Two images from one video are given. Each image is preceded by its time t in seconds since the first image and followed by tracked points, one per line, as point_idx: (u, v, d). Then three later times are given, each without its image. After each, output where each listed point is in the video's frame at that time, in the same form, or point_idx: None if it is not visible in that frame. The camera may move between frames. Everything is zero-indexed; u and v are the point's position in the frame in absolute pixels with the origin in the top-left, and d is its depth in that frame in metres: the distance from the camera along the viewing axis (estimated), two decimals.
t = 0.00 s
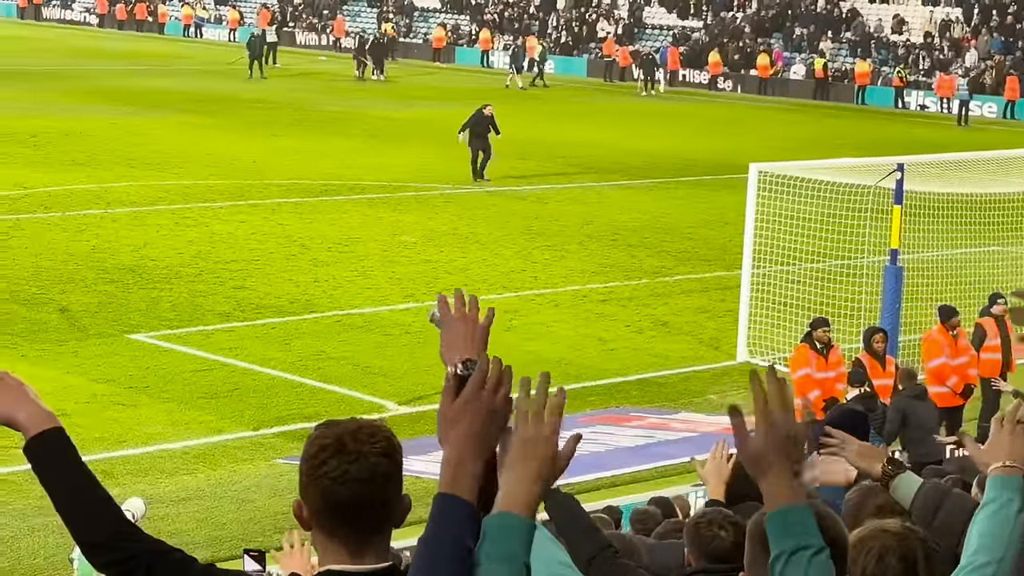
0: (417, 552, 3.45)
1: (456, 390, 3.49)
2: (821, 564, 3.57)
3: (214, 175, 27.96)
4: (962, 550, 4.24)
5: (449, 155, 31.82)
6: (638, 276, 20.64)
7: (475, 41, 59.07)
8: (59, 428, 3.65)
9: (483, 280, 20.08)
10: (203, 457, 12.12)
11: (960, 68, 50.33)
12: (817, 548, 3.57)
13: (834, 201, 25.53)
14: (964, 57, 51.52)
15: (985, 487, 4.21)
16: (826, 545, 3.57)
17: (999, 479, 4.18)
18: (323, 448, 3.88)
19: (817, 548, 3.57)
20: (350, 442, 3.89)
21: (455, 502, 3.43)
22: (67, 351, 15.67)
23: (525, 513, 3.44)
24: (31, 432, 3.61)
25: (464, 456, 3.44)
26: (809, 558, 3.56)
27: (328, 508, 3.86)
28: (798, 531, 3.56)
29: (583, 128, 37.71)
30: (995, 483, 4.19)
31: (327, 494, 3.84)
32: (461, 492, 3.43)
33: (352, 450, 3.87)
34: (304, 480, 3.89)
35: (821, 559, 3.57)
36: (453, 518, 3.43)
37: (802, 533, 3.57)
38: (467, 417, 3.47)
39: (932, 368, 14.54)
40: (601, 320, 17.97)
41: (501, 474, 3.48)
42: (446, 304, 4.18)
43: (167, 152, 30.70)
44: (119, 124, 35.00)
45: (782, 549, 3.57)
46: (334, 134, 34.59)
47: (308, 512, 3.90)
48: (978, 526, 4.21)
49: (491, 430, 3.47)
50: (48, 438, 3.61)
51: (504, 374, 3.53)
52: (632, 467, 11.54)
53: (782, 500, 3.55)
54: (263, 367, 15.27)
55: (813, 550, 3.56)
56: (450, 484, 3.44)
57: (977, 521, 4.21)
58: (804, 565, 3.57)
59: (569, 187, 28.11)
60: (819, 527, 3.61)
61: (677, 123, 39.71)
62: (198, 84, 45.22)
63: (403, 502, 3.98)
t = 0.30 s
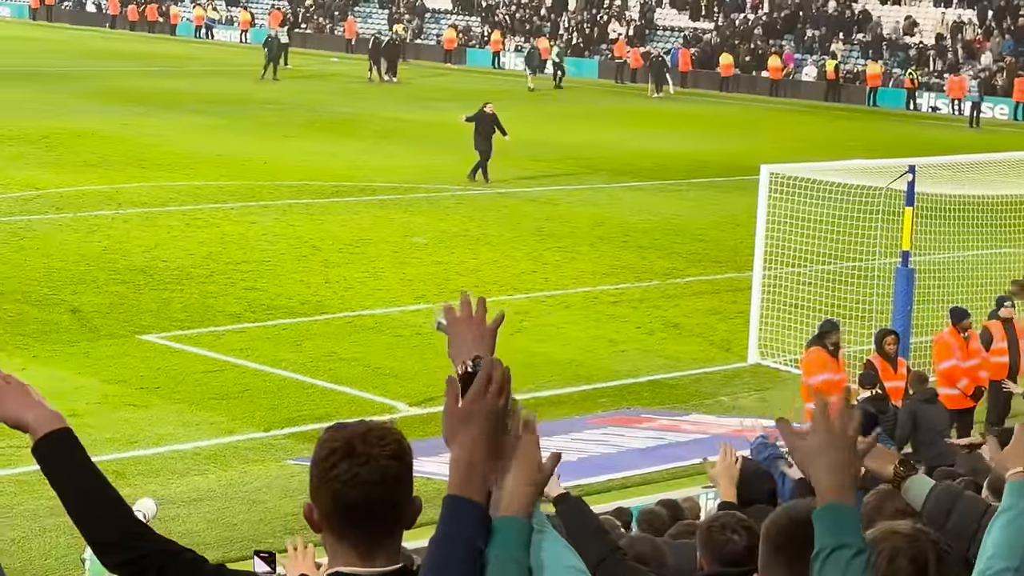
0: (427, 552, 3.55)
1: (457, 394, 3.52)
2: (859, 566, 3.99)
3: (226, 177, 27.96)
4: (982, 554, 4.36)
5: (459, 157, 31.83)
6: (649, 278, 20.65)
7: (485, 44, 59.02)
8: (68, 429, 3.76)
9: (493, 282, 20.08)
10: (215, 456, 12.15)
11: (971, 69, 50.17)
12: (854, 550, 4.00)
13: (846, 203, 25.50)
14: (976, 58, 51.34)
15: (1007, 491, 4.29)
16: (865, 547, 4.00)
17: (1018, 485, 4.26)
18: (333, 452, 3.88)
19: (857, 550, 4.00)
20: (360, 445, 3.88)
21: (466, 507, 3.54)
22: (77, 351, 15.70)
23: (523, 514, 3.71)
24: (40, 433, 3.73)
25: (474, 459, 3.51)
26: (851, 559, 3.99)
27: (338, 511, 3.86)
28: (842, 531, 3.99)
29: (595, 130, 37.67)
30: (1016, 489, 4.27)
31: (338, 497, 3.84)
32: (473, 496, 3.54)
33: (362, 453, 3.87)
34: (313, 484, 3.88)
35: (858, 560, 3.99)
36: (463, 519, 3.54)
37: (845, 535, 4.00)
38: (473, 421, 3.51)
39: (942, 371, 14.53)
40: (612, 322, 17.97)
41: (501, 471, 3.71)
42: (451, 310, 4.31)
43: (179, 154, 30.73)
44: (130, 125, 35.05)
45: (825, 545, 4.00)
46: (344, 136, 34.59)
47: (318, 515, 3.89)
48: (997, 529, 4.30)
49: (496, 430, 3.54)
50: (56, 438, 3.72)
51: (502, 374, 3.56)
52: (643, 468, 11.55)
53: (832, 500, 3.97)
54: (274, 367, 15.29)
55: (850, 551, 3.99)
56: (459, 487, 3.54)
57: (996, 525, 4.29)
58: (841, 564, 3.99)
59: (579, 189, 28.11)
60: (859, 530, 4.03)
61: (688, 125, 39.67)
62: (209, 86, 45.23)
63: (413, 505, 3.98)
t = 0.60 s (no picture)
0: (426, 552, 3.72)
1: (455, 386, 3.79)
2: (873, 569, 3.90)
3: (234, 178, 27.99)
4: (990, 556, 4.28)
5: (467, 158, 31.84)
6: (657, 279, 20.63)
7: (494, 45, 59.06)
8: (71, 436, 4.00)
9: (501, 283, 20.08)
10: (223, 458, 12.18)
11: (980, 70, 50.14)
12: (868, 554, 3.91)
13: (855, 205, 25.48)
14: (985, 60, 51.30)
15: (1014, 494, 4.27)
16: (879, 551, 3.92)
17: None
18: (339, 453, 3.88)
19: (870, 555, 3.91)
20: (366, 446, 3.89)
21: (461, 503, 3.71)
22: (86, 353, 15.75)
23: (542, 515, 3.73)
24: (42, 441, 3.97)
25: (469, 454, 3.73)
26: (863, 562, 3.90)
27: (344, 513, 3.86)
28: (853, 535, 3.91)
29: (603, 132, 37.66)
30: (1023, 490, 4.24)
31: (344, 499, 3.84)
32: (469, 493, 3.72)
33: (367, 454, 3.88)
34: (321, 487, 3.89)
35: (873, 562, 3.91)
36: (460, 516, 3.71)
37: (860, 538, 3.92)
38: (471, 413, 3.76)
39: (952, 373, 14.52)
40: (621, 324, 17.96)
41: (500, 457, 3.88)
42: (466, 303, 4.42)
43: (188, 155, 30.75)
44: (140, 126, 35.08)
45: (840, 548, 3.91)
46: (353, 138, 34.61)
47: (326, 516, 3.90)
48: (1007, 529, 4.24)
49: (492, 427, 3.78)
50: (58, 444, 3.96)
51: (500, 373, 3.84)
52: (651, 471, 11.54)
53: (844, 500, 3.93)
54: (283, 369, 15.31)
55: (863, 553, 3.90)
56: (456, 484, 3.72)
57: (1006, 526, 4.23)
58: (855, 567, 3.91)
59: (588, 191, 28.11)
60: (875, 534, 3.95)
61: (697, 127, 39.65)
62: (219, 88, 45.28)
63: (420, 505, 3.98)
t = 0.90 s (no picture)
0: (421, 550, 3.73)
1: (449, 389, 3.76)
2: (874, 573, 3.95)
3: (241, 181, 27.99)
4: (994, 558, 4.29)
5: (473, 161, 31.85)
6: (663, 282, 20.61)
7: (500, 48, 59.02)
8: (82, 432, 4.04)
9: (508, 286, 20.07)
10: (230, 460, 12.17)
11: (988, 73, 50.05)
12: (870, 559, 3.95)
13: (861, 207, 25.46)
14: (992, 62, 51.20)
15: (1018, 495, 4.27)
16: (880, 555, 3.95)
17: None
18: (349, 453, 3.89)
19: (871, 558, 3.95)
20: (375, 447, 3.89)
21: (455, 502, 3.73)
22: (93, 354, 15.75)
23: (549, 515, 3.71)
24: (53, 435, 4.01)
25: (464, 453, 3.71)
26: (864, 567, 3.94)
27: (353, 515, 3.85)
28: (855, 540, 3.94)
29: (610, 134, 37.66)
30: None
31: (352, 500, 3.84)
32: (462, 490, 3.73)
33: (377, 456, 3.88)
34: (329, 488, 3.90)
35: (874, 565, 3.95)
36: (453, 515, 3.73)
37: (861, 544, 3.95)
38: (466, 413, 3.73)
39: (960, 375, 14.50)
40: (627, 326, 17.96)
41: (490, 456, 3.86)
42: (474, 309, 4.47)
43: (194, 157, 30.78)
44: (146, 128, 35.11)
45: (840, 554, 3.96)
46: (359, 139, 34.63)
47: (334, 518, 3.90)
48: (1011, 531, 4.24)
49: (488, 428, 3.76)
50: (68, 439, 4.00)
51: (499, 378, 3.82)
52: (657, 473, 11.53)
53: (842, 509, 3.93)
54: (289, 371, 15.31)
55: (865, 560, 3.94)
56: (450, 482, 3.72)
57: (1008, 529, 4.24)
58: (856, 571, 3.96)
59: (593, 193, 28.10)
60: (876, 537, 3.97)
61: (703, 129, 39.63)
62: (226, 90, 45.32)
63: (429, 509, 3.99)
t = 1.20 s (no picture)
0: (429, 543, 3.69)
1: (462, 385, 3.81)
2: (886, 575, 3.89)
3: (247, 183, 28.03)
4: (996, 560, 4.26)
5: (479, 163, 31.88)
6: (668, 284, 20.62)
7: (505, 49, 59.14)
8: (85, 436, 3.95)
9: (514, 287, 20.10)
10: (236, 462, 12.17)
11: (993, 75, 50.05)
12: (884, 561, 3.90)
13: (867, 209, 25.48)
14: (997, 65, 51.19)
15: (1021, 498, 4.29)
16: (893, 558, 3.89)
17: None
18: (353, 456, 3.88)
19: (883, 561, 3.89)
20: (380, 449, 3.90)
21: (463, 495, 3.74)
22: (98, 356, 15.75)
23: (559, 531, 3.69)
24: (56, 439, 3.91)
25: (475, 453, 3.73)
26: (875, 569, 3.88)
27: (359, 517, 3.84)
28: (866, 541, 3.90)
29: (616, 136, 37.70)
30: None
31: (360, 503, 3.83)
32: (470, 485, 3.75)
33: (381, 457, 3.88)
34: (334, 491, 3.88)
35: (886, 568, 3.89)
36: (461, 508, 3.73)
37: (871, 544, 3.90)
38: (478, 414, 3.77)
39: (965, 377, 14.52)
40: (633, 328, 17.97)
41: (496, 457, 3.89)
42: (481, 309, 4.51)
43: (200, 159, 30.84)
44: (152, 130, 35.18)
45: (851, 556, 3.91)
46: (365, 141, 34.69)
47: (339, 521, 3.89)
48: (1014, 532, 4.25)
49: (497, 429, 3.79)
50: (72, 444, 3.90)
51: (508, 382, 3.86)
52: (662, 475, 11.53)
53: (859, 507, 3.91)
54: (294, 373, 15.30)
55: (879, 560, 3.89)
56: (459, 477, 3.74)
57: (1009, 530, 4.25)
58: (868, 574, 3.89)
59: (598, 195, 28.12)
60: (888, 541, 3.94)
61: (707, 131, 39.66)
62: (233, 92, 45.42)
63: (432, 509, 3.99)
